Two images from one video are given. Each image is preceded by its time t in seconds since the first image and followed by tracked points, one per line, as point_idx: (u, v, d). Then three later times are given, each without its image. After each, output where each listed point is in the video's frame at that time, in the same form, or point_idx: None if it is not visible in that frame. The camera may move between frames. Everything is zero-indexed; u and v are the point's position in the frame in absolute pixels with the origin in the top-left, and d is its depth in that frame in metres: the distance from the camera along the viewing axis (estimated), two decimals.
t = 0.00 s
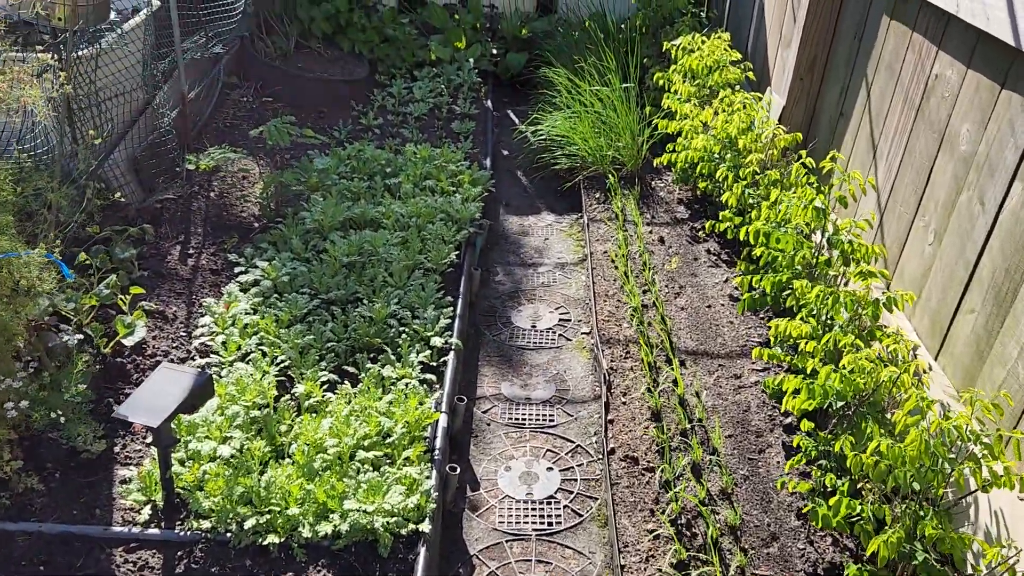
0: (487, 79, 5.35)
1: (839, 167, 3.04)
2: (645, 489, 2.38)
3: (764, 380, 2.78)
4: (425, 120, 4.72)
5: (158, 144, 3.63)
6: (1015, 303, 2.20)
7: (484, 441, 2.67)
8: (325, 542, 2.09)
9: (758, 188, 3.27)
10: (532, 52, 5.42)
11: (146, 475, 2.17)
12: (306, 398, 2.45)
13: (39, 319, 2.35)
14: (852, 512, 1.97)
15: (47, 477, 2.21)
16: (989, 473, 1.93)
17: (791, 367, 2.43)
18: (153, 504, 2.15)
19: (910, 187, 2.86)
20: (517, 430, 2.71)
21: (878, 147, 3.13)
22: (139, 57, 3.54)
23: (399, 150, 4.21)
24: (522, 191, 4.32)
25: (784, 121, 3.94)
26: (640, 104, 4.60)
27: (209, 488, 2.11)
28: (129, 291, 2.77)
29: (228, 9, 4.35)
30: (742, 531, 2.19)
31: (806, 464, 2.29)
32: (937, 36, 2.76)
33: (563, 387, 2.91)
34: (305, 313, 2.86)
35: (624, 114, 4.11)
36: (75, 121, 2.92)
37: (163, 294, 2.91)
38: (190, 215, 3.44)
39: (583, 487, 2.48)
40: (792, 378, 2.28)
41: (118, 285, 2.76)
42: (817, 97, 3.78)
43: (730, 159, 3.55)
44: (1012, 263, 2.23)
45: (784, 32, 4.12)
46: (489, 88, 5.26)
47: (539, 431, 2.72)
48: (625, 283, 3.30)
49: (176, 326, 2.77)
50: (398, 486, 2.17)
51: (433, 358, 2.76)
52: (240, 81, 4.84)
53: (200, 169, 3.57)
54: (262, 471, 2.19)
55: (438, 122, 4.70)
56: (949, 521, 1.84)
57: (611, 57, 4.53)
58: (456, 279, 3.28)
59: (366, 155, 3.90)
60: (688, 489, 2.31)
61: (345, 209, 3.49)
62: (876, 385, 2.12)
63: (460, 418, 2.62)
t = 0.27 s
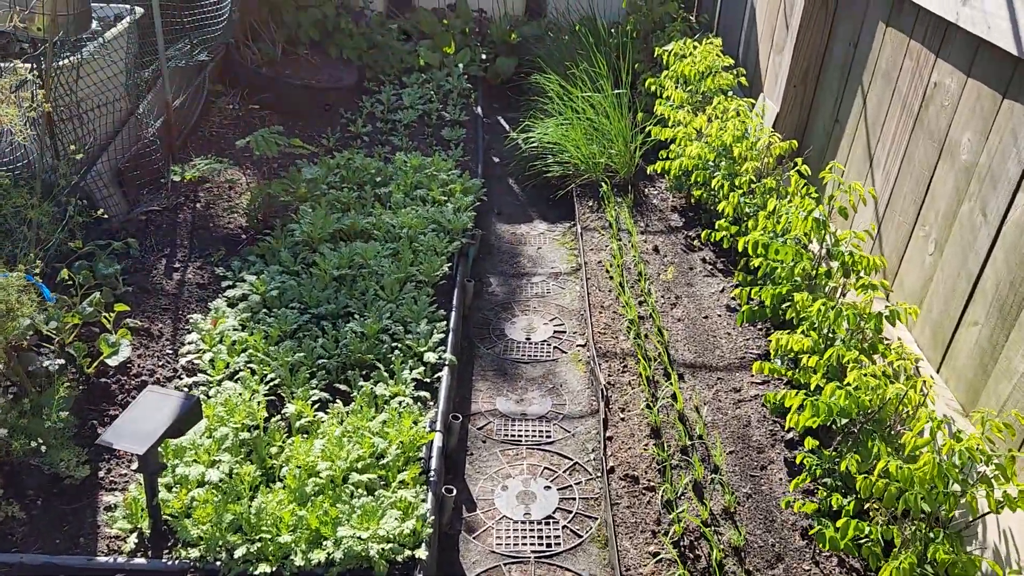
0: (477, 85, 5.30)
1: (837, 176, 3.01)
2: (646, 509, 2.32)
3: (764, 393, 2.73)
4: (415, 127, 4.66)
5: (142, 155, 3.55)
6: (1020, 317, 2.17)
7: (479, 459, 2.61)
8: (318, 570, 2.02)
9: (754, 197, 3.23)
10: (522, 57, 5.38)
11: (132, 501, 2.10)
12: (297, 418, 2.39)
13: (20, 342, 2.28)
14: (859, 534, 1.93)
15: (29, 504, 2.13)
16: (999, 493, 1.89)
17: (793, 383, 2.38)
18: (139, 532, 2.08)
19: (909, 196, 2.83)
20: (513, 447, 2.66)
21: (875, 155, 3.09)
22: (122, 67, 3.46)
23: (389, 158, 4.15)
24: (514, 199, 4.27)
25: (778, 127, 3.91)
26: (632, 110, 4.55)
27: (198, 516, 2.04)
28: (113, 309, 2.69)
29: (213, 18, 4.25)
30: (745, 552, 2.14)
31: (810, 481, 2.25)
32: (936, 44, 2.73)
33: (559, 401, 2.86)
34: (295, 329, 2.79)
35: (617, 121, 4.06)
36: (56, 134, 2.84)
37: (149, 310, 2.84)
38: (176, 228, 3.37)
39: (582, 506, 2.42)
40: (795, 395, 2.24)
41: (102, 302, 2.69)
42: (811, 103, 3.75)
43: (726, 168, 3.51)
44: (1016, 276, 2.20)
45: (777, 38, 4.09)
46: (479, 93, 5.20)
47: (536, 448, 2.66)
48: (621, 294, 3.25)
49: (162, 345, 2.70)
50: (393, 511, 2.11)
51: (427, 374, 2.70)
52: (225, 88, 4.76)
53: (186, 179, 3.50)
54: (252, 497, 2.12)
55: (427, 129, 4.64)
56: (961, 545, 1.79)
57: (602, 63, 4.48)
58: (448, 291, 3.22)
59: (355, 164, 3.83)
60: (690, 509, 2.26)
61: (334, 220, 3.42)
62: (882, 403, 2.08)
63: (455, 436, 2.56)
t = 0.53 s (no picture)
0: (470, 89, 5.26)
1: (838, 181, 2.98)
2: (650, 523, 2.28)
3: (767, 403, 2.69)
4: (408, 132, 4.61)
5: (132, 163, 3.50)
6: None
7: (480, 472, 2.56)
8: None
9: (754, 203, 3.20)
10: (516, 61, 5.35)
11: (126, 521, 2.04)
12: (293, 433, 2.33)
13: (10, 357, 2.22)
14: (869, 549, 1.89)
15: (19, 525, 2.05)
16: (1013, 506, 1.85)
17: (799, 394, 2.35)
18: (133, 553, 2.02)
19: (911, 202, 2.80)
20: (513, 460, 2.61)
21: (876, 160, 3.07)
22: (112, 73, 3.40)
23: (383, 164, 4.10)
24: (509, 204, 4.22)
25: (775, 132, 3.88)
26: (628, 115, 4.52)
27: (193, 536, 1.98)
28: (104, 321, 2.64)
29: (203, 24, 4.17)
30: (753, 568, 2.10)
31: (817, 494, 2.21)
32: (938, 49, 2.71)
33: (559, 412, 2.82)
34: (290, 341, 2.74)
35: (614, 126, 4.02)
36: (44, 143, 2.78)
37: (140, 322, 2.78)
38: (167, 237, 3.31)
39: (584, 521, 2.38)
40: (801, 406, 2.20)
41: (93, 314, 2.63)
42: (809, 107, 3.73)
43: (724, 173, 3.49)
44: None
45: (773, 41, 4.07)
46: (472, 98, 5.16)
47: (537, 460, 2.62)
48: (621, 302, 3.22)
49: (154, 358, 2.65)
50: (394, 528, 2.06)
51: (425, 386, 2.65)
52: (216, 94, 4.70)
53: (178, 187, 3.45)
54: (248, 516, 2.07)
55: (421, 134, 4.59)
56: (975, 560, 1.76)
57: (597, 67, 4.45)
58: (446, 299, 3.17)
59: (349, 171, 3.79)
60: (696, 524, 2.22)
61: (328, 228, 3.37)
62: (890, 414, 2.05)
63: (455, 450, 2.52)
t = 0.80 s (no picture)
0: (471, 90, 5.23)
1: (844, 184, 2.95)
2: (658, 533, 2.25)
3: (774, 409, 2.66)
4: (409, 134, 4.58)
5: (130, 166, 3.46)
6: None
7: (484, 480, 2.53)
8: None
9: (760, 206, 3.17)
10: (517, 61, 5.31)
11: (125, 532, 2.00)
12: (295, 441, 2.30)
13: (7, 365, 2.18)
14: (882, 560, 1.86)
15: (16, 537, 2.01)
16: None
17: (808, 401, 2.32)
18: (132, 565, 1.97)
19: (919, 204, 2.77)
20: (517, 467, 2.58)
21: (883, 162, 3.04)
22: (110, 75, 3.36)
23: (384, 167, 4.06)
24: (511, 207, 4.19)
25: (779, 133, 3.85)
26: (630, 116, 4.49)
27: (193, 549, 1.94)
28: (102, 328, 2.60)
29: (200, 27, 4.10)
30: None
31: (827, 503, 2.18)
32: (946, 50, 2.68)
33: (563, 418, 2.78)
34: (291, 347, 2.71)
35: (616, 127, 3.99)
36: (41, 147, 2.74)
37: (139, 328, 2.74)
38: (165, 241, 3.27)
39: (590, 530, 2.35)
40: (811, 414, 2.17)
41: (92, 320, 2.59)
42: (813, 109, 3.70)
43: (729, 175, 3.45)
44: None
45: (776, 42, 4.04)
46: (473, 99, 5.12)
47: (541, 467, 2.58)
48: (625, 307, 3.18)
49: (154, 365, 2.61)
50: (398, 540, 2.02)
51: (428, 393, 2.62)
52: (215, 96, 4.66)
53: (176, 190, 3.41)
54: (249, 527, 2.03)
55: (422, 136, 4.56)
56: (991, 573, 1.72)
57: (599, 68, 4.42)
58: (448, 304, 3.14)
59: (350, 173, 3.75)
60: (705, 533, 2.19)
61: (329, 232, 3.33)
62: (902, 423, 2.02)
63: (459, 457, 2.48)
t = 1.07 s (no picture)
0: (476, 90, 5.17)
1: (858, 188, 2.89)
2: (667, 547, 2.20)
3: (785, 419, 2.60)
4: (414, 134, 4.53)
5: (131, 168, 3.41)
6: None
7: (489, 492, 2.48)
8: None
9: (771, 210, 3.10)
10: (523, 61, 5.26)
11: (122, 547, 1.95)
12: (297, 452, 2.25)
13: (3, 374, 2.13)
14: None
15: (11, 551, 1.96)
16: None
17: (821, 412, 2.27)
18: None
19: (934, 210, 2.71)
20: (524, 478, 2.53)
21: (897, 166, 2.97)
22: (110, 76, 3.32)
23: (388, 168, 4.01)
24: (517, 209, 4.13)
25: (790, 135, 3.79)
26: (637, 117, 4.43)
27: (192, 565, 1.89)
28: (101, 335, 2.56)
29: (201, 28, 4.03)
30: None
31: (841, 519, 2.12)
32: (964, 52, 2.61)
33: (570, 428, 2.73)
34: (293, 354, 2.66)
35: (623, 129, 3.93)
36: (38, 150, 2.69)
37: (138, 335, 2.69)
38: (167, 244, 3.22)
39: (598, 543, 2.29)
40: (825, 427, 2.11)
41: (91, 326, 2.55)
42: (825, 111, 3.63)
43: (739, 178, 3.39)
44: None
45: (786, 42, 3.98)
46: (478, 99, 5.07)
47: (548, 478, 2.53)
48: (633, 313, 3.13)
49: (154, 372, 2.56)
50: (402, 555, 1.97)
51: (433, 402, 2.57)
52: (218, 96, 4.61)
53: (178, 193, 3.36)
54: (249, 542, 1.98)
55: (426, 137, 4.50)
56: None
57: (607, 68, 4.36)
58: (453, 309, 3.09)
59: (354, 176, 3.70)
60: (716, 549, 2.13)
61: (333, 235, 3.28)
62: (920, 437, 1.96)
63: (464, 468, 2.43)
